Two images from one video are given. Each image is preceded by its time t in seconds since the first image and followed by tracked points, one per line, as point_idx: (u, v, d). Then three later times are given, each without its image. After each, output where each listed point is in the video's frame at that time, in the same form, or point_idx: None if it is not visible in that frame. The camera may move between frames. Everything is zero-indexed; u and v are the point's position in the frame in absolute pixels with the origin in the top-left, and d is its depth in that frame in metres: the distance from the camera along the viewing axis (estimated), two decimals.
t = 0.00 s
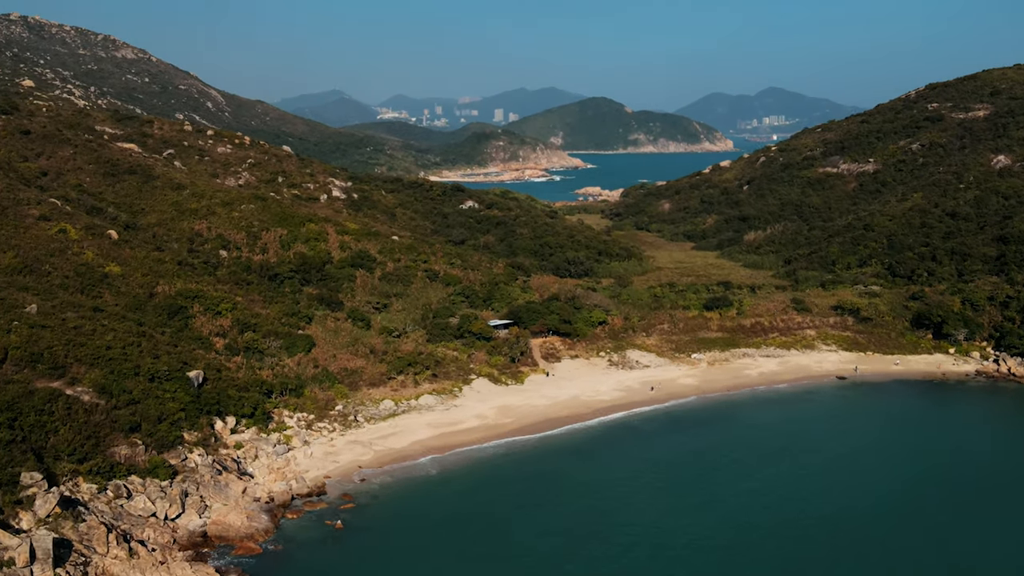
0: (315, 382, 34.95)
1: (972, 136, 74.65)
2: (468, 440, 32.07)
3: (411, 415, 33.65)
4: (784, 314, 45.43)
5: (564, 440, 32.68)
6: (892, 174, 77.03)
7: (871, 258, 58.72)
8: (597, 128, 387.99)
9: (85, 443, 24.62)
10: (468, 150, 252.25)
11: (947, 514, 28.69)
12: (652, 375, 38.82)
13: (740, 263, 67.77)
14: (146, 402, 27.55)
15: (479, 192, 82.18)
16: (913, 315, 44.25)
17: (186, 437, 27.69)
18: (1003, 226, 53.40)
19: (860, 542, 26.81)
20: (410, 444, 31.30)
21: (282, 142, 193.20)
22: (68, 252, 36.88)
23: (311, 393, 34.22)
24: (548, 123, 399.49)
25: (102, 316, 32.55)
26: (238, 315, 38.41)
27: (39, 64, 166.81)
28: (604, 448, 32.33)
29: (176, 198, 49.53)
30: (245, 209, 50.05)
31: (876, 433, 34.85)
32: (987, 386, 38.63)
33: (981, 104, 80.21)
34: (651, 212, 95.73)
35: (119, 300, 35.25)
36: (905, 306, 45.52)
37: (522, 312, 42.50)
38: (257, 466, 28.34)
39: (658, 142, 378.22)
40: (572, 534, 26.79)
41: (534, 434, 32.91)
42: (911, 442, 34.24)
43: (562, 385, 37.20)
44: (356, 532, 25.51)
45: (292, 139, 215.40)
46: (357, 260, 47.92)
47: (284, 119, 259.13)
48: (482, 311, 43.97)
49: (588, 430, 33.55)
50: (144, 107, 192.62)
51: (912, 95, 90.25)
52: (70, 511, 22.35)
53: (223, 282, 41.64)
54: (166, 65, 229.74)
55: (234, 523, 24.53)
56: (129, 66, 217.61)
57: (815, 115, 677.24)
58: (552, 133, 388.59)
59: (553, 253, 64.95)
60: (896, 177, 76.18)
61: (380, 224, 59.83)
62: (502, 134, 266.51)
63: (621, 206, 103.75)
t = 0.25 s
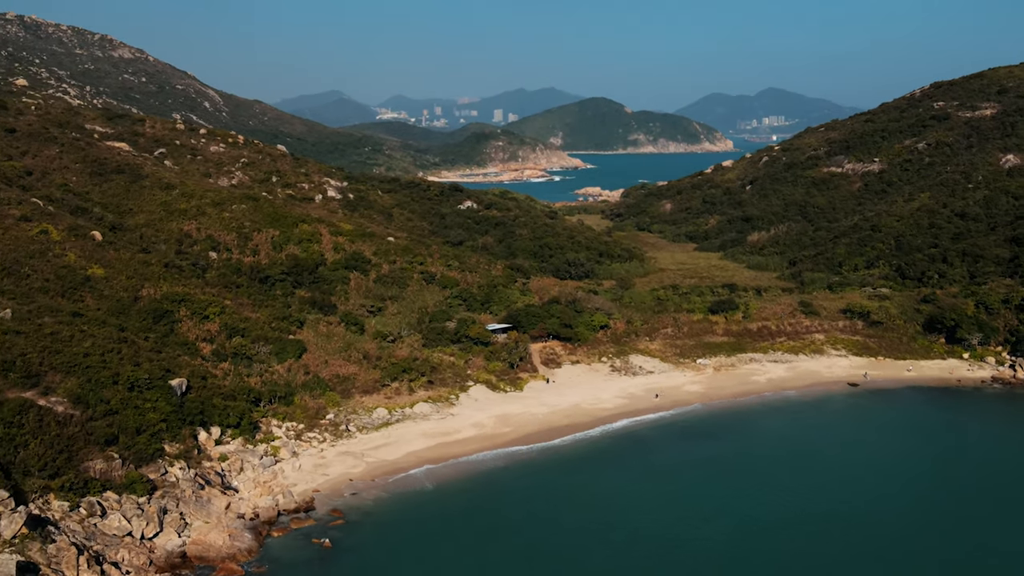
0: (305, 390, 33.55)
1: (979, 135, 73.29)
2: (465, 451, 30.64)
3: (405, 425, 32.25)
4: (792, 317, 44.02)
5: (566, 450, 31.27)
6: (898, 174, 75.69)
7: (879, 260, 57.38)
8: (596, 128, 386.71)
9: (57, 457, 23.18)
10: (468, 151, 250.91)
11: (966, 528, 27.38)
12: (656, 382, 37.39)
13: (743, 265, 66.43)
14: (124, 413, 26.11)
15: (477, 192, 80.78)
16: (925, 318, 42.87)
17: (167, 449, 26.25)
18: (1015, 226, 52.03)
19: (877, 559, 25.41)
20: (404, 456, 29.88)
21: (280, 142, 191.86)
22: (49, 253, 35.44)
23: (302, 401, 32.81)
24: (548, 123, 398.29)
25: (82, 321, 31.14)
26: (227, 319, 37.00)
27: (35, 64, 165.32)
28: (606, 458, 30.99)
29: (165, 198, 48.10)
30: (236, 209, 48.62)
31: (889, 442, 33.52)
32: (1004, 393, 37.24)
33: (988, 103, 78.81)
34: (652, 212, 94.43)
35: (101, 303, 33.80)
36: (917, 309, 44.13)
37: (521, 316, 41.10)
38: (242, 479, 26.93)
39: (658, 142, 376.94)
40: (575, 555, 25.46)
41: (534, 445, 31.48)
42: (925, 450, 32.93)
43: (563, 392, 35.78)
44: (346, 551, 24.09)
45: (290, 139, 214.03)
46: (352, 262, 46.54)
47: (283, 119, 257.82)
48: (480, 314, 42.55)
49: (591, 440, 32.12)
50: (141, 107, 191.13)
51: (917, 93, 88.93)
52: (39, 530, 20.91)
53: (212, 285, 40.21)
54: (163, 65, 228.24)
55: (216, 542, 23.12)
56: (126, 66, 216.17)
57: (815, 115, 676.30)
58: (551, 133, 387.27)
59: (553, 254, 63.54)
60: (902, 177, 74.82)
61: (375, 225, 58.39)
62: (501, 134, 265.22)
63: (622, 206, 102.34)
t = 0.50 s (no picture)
0: (295, 398, 32.14)
1: (987, 133, 71.95)
2: (461, 463, 29.22)
3: (399, 435, 30.84)
4: (800, 321, 42.62)
5: (568, 462, 29.81)
6: (904, 174, 74.36)
7: (887, 262, 56.03)
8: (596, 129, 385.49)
9: (26, 473, 21.72)
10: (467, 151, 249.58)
11: (988, 543, 25.87)
12: (661, 389, 35.95)
13: (748, 266, 65.07)
14: (101, 424, 24.68)
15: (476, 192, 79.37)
16: (938, 322, 41.48)
17: (146, 463, 24.82)
18: None
19: None
20: (397, 468, 28.46)
21: (277, 142, 190.46)
22: (29, 255, 33.99)
23: (291, 410, 31.40)
24: (547, 124, 397.03)
25: (60, 326, 29.68)
26: (214, 323, 35.59)
27: (30, 63, 163.83)
28: (608, 471, 29.48)
29: (154, 198, 46.67)
30: (227, 210, 47.21)
31: (903, 453, 32.00)
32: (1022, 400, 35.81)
33: (995, 101, 77.43)
34: (653, 213, 93.09)
35: (83, 307, 32.34)
36: (929, 313, 42.75)
37: (520, 321, 39.70)
38: (226, 494, 25.50)
39: (658, 142, 375.66)
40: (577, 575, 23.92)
41: (534, 455, 30.05)
42: (943, 462, 31.41)
43: (564, 400, 34.37)
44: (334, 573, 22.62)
45: (288, 139, 212.60)
46: (346, 264, 45.14)
47: (281, 120, 256.43)
48: (478, 318, 41.14)
49: (593, 451, 30.65)
50: (138, 107, 189.70)
51: (923, 92, 87.65)
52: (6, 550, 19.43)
53: (200, 288, 38.77)
54: (160, 64, 226.73)
55: (195, 564, 21.71)
56: (123, 66, 214.69)
57: (815, 115, 675.35)
58: (551, 133, 386.01)
59: (554, 256, 62.16)
60: (909, 177, 73.47)
61: (371, 226, 56.98)
62: (500, 134, 263.92)
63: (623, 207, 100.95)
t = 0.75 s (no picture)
0: (285, 407, 30.68)
1: (996, 132, 70.56)
2: (458, 475, 27.76)
3: (393, 446, 29.39)
4: (810, 325, 41.20)
5: (569, 474, 28.33)
6: (911, 173, 72.97)
7: (896, 264, 54.64)
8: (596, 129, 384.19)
9: None
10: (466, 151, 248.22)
11: (1015, 562, 24.32)
12: (667, 396, 34.52)
13: (752, 268, 63.67)
14: (75, 437, 23.23)
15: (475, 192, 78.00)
16: (953, 326, 40.05)
17: (123, 478, 23.37)
18: None
19: None
20: (391, 481, 27.02)
21: (276, 142, 189.08)
22: (7, 257, 32.54)
23: (280, 419, 29.95)
24: (547, 124, 395.78)
25: (37, 332, 28.23)
26: (201, 328, 34.14)
27: (25, 63, 162.39)
28: (611, 484, 28.05)
29: (142, 198, 45.23)
30: (218, 210, 45.77)
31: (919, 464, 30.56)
32: None
33: (1003, 100, 76.02)
34: (655, 213, 91.73)
35: (62, 310, 30.93)
36: (943, 317, 41.33)
37: (520, 325, 38.32)
38: (208, 510, 24.05)
39: (658, 142, 374.33)
40: None
41: (535, 468, 28.59)
42: (962, 474, 29.89)
43: (566, 408, 32.92)
44: None
45: (286, 139, 211.24)
46: (340, 266, 43.72)
47: (279, 120, 255.00)
48: (476, 322, 39.73)
49: (596, 463, 29.18)
50: (135, 107, 188.30)
51: (929, 91, 86.26)
52: None
53: (188, 291, 37.33)
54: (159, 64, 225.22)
55: None
56: (120, 65, 213.31)
57: (815, 116, 674.34)
58: (551, 134, 384.68)
59: (554, 257, 60.74)
60: (915, 176, 72.08)
61: (367, 226, 55.58)
62: (500, 134, 262.57)
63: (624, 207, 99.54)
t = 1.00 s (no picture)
0: (273, 416, 29.23)
1: (1005, 130, 69.17)
2: (455, 489, 26.31)
3: (386, 458, 27.94)
4: (820, 329, 39.78)
5: (572, 487, 26.85)
6: (918, 172, 71.57)
7: (906, 265, 53.23)
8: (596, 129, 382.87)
9: None
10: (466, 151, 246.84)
11: None
12: (673, 404, 33.11)
13: (757, 269, 62.28)
14: (46, 452, 21.77)
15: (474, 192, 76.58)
16: (968, 330, 38.63)
17: (97, 495, 21.92)
18: None
19: None
20: (383, 496, 25.58)
21: (274, 142, 187.64)
22: None
23: (268, 429, 28.50)
24: (547, 124, 394.48)
25: (10, 338, 26.76)
26: (187, 333, 32.68)
27: (21, 62, 160.81)
28: (616, 497, 26.59)
29: (130, 197, 43.77)
30: (208, 210, 44.32)
31: (940, 474, 29.11)
32: None
33: (1012, 98, 74.59)
34: (656, 213, 90.35)
35: (40, 314, 29.42)
36: (958, 320, 39.92)
37: (519, 330, 36.92)
38: (189, 529, 22.59)
39: (659, 142, 373.03)
40: None
41: (536, 481, 27.13)
42: (983, 486, 28.42)
43: (568, 417, 31.48)
44: None
45: (284, 139, 209.77)
46: (334, 268, 42.29)
47: (278, 120, 253.51)
48: (474, 326, 38.31)
49: (600, 475, 27.70)
50: (132, 107, 186.81)
51: (935, 89, 84.89)
52: None
53: (174, 294, 35.88)
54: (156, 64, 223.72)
55: None
56: (117, 65, 211.80)
57: (815, 116, 673.29)
58: (550, 134, 383.30)
59: (555, 258, 59.32)
60: (923, 175, 70.68)
61: (363, 227, 54.15)
62: (499, 134, 261.22)
63: (625, 207, 98.08)
